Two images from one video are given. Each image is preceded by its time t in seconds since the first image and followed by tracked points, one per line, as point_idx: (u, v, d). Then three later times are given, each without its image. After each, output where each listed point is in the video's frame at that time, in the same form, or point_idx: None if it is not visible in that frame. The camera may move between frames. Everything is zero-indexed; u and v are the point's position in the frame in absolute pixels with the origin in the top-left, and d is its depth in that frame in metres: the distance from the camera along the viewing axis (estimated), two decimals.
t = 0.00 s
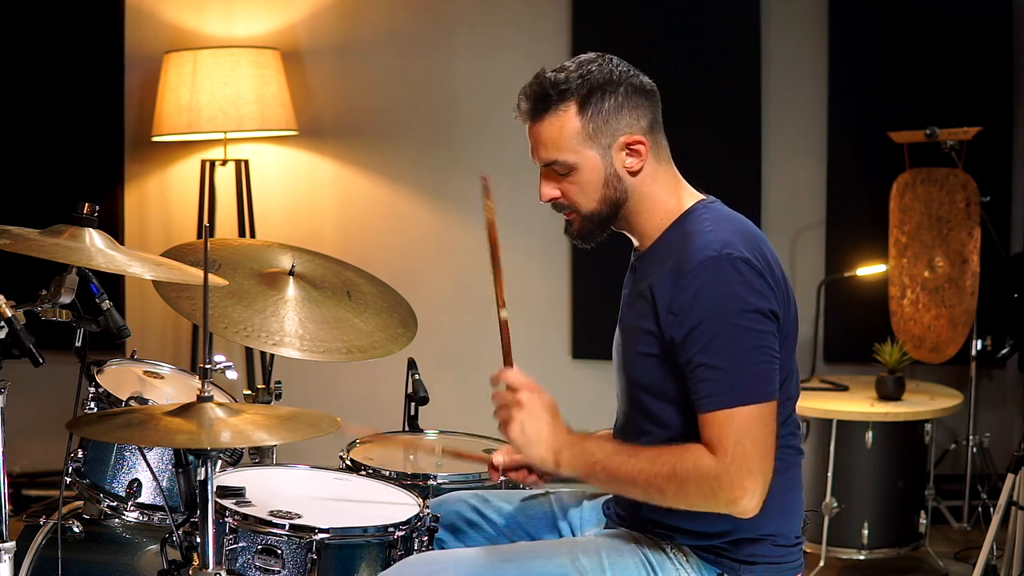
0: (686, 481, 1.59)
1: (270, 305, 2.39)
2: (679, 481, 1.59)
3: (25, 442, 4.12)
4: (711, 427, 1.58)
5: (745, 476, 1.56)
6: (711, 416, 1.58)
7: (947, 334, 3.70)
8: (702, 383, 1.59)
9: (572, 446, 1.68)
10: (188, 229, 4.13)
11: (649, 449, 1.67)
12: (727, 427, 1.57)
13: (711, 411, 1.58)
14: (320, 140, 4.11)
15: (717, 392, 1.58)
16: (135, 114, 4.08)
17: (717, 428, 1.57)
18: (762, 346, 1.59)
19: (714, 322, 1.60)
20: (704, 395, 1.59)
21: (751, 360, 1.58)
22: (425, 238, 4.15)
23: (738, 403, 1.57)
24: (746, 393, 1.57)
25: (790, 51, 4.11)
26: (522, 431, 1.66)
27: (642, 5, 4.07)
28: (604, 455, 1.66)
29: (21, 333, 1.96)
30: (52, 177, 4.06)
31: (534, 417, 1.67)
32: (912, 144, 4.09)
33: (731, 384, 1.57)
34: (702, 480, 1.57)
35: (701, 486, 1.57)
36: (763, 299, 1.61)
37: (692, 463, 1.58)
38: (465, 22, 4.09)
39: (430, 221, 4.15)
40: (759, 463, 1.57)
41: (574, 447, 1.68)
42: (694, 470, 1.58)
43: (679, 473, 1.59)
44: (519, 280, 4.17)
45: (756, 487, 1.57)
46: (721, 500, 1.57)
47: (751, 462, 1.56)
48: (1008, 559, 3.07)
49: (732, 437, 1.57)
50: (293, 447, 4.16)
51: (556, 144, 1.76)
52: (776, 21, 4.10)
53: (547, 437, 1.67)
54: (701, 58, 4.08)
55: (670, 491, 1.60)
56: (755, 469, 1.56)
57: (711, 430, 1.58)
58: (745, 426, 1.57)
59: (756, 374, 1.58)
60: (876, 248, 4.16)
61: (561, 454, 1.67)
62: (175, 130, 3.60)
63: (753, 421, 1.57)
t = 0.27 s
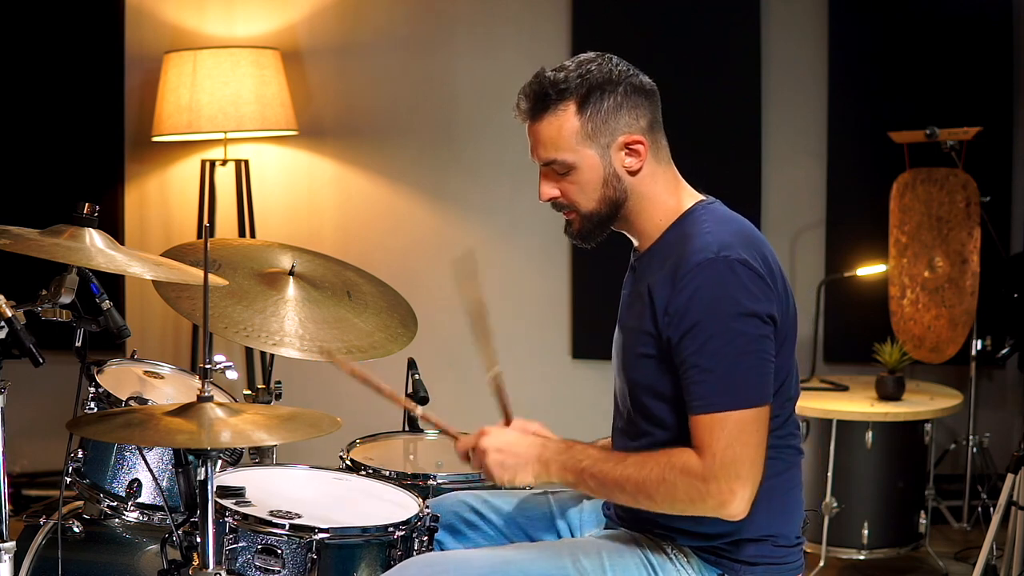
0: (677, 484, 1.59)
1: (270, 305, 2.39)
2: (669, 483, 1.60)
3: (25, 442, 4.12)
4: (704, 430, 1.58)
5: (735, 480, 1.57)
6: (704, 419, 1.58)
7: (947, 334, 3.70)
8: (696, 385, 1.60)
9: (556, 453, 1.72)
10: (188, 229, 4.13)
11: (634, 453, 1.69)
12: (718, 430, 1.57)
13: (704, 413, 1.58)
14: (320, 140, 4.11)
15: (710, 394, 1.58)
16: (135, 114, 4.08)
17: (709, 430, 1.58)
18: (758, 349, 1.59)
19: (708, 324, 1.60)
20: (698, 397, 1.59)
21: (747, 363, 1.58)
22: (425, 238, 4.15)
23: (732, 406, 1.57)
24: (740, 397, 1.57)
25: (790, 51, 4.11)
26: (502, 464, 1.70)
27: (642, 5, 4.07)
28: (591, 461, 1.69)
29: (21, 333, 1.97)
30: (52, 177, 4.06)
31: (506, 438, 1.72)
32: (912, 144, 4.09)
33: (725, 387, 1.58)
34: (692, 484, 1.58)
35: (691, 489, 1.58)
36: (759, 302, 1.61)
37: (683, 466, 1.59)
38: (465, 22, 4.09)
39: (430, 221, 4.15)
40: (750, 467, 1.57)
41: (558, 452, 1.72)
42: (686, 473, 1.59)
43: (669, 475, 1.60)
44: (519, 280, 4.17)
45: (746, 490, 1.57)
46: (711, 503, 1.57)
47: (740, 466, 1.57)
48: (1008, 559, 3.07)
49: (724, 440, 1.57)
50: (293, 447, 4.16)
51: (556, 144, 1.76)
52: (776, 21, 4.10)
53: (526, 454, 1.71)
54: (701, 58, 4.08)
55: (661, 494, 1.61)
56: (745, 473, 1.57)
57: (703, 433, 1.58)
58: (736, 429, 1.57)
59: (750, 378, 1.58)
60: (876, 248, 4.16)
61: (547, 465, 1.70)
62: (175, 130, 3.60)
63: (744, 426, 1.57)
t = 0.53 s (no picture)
0: (677, 489, 1.60)
1: (271, 305, 2.39)
2: (669, 491, 1.60)
3: (25, 443, 4.12)
4: (702, 432, 1.58)
5: (733, 482, 1.57)
6: (702, 419, 1.58)
7: (947, 334, 3.70)
8: (695, 384, 1.60)
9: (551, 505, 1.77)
10: (188, 229, 4.13)
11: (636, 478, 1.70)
12: (717, 432, 1.57)
13: (702, 413, 1.58)
14: (320, 140, 4.11)
15: (708, 394, 1.58)
16: (135, 114, 4.08)
17: (708, 431, 1.58)
18: (756, 349, 1.59)
19: (706, 325, 1.60)
20: (695, 397, 1.59)
21: (745, 364, 1.58)
22: (425, 238, 4.15)
23: (730, 406, 1.57)
24: (738, 397, 1.57)
25: (790, 51, 4.11)
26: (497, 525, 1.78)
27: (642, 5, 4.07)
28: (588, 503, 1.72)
29: (21, 333, 1.97)
30: (52, 177, 4.06)
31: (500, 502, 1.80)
32: (912, 144, 4.09)
33: (723, 388, 1.58)
34: (692, 486, 1.58)
35: (691, 493, 1.58)
36: (757, 302, 1.61)
37: (683, 470, 1.59)
38: (465, 22, 4.09)
39: (430, 221, 4.15)
40: (748, 468, 1.57)
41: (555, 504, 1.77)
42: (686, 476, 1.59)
43: (669, 484, 1.61)
44: (519, 280, 4.17)
45: (745, 491, 1.57)
46: (711, 505, 1.57)
47: (739, 467, 1.57)
48: (1008, 559, 3.07)
49: (723, 441, 1.57)
50: (293, 447, 4.16)
51: (557, 144, 1.76)
52: (776, 21, 4.10)
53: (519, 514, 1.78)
54: (701, 58, 4.08)
55: (661, 501, 1.61)
56: (743, 474, 1.57)
57: (703, 434, 1.58)
58: (734, 431, 1.57)
59: (748, 378, 1.58)
60: (876, 248, 4.16)
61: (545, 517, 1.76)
62: (175, 130, 3.60)
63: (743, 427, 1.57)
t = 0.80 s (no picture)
0: (678, 476, 1.59)
1: (270, 305, 2.39)
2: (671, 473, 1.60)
3: (25, 443, 4.12)
4: (703, 429, 1.58)
5: (734, 476, 1.56)
6: (703, 419, 1.58)
7: (947, 334, 3.70)
8: (695, 386, 1.60)
9: (560, 432, 1.71)
10: (188, 229, 4.13)
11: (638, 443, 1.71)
12: (717, 430, 1.57)
13: (703, 414, 1.58)
14: (320, 140, 4.11)
15: (709, 395, 1.58)
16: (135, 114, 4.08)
17: (709, 430, 1.58)
18: (755, 350, 1.59)
19: (707, 326, 1.60)
20: (696, 398, 1.59)
21: (745, 365, 1.58)
22: (425, 238, 4.15)
23: (730, 407, 1.57)
24: (739, 397, 1.57)
25: (790, 51, 4.11)
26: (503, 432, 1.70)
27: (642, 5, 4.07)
28: (592, 446, 1.69)
29: (21, 333, 1.97)
30: (52, 177, 4.06)
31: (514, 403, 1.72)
32: (912, 144, 4.09)
33: (723, 389, 1.58)
34: (694, 479, 1.58)
35: (693, 482, 1.58)
36: (758, 302, 1.61)
37: (685, 459, 1.59)
38: (465, 22, 4.09)
39: (430, 221, 4.15)
40: (748, 466, 1.57)
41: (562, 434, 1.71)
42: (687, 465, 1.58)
43: (672, 464, 1.60)
44: (519, 280, 4.17)
45: (746, 487, 1.57)
46: (711, 500, 1.57)
47: (740, 465, 1.57)
48: (1008, 559, 3.07)
49: (724, 439, 1.57)
50: (293, 447, 4.16)
51: (554, 144, 1.76)
52: (776, 21, 4.10)
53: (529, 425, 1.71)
54: (701, 58, 4.08)
55: (660, 484, 1.61)
56: (744, 471, 1.57)
57: (704, 430, 1.58)
58: (735, 429, 1.57)
59: (748, 379, 1.58)
60: (876, 248, 4.16)
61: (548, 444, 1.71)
62: (175, 130, 3.60)
63: (744, 425, 1.57)
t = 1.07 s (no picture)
0: (671, 493, 1.60)
1: (270, 305, 2.39)
2: (663, 495, 1.61)
3: (25, 443, 4.13)
4: (699, 435, 1.59)
5: (727, 486, 1.57)
6: (696, 424, 1.59)
7: (947, 334, 3.70)
8: (691, 388, 1.60)
9: (549, 501, 1.73)
10: (188, 229, 4.13)
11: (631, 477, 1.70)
12: (714, 435, 1.58)
13: (698, 417, 1.59)
14: (320, 140, 4.11)
15: (704, 398, 1.59)
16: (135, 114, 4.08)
17: (705, 436, 1.58)
18: (752, 354, 1.59)
19: (705, 328, 1.60)
20: (691, 401, 1.60)
21: (742, 368, 1.58)
22: (425, 238, 4.15)
23: (727, 411, 1.58)
24: (736, 401, 1.58)
25: (790, 51, 4.12)
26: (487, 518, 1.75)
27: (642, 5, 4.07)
28: (582, 500, 1.69)
29: (21, 333, 1.97)
30: (52, 177, 4.06)
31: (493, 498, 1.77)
32: (912, 144, 4.09)
33: (720, 392, 1.58)
34: (686, 490, 1.58)
35: (686, 496, 1.58)
36: (757, 305, 1.61)
37: (678, 474, 1.60)
38: (465, 22, 4.09)
39: (430, 221, 4.15)
40: (742, 472, 1.58)
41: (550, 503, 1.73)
42: (680, 481, 1.59)
43: (663, 485, 1.61)
44: (519, 280, 4.17)
45: (739, 494, 1.58)
46: (708, 507, 1.58)
47: (733, 472, 1.57)
48: (1008, 559, 3.07)
49: (720, 444, 1.58)
50: (293, 447, 4.16)
51: (557, 143, 1.76)
52: (776, 21, 4.10)
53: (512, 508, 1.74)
54: (702, 58, 4.08)
55: (655, 500, 1.61)
56: (738, 477, 1.57)
57: (698, 439, 1.59)
58: (731, 434, 1.58)
59: (744, 383, 1.58)
60: (876, 248, 4.16)
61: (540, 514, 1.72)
62: (175, 130, 3.60)
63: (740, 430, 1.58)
